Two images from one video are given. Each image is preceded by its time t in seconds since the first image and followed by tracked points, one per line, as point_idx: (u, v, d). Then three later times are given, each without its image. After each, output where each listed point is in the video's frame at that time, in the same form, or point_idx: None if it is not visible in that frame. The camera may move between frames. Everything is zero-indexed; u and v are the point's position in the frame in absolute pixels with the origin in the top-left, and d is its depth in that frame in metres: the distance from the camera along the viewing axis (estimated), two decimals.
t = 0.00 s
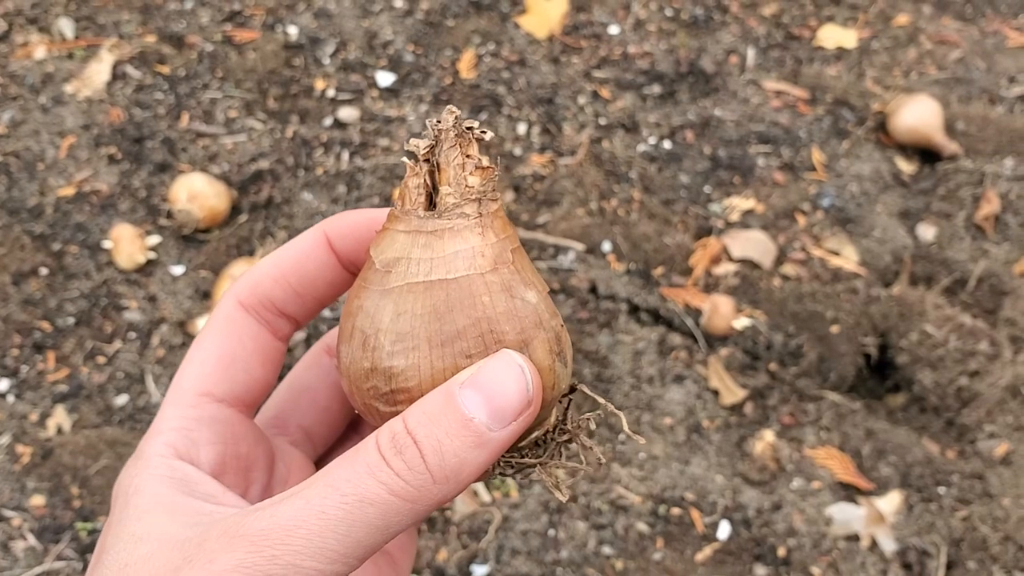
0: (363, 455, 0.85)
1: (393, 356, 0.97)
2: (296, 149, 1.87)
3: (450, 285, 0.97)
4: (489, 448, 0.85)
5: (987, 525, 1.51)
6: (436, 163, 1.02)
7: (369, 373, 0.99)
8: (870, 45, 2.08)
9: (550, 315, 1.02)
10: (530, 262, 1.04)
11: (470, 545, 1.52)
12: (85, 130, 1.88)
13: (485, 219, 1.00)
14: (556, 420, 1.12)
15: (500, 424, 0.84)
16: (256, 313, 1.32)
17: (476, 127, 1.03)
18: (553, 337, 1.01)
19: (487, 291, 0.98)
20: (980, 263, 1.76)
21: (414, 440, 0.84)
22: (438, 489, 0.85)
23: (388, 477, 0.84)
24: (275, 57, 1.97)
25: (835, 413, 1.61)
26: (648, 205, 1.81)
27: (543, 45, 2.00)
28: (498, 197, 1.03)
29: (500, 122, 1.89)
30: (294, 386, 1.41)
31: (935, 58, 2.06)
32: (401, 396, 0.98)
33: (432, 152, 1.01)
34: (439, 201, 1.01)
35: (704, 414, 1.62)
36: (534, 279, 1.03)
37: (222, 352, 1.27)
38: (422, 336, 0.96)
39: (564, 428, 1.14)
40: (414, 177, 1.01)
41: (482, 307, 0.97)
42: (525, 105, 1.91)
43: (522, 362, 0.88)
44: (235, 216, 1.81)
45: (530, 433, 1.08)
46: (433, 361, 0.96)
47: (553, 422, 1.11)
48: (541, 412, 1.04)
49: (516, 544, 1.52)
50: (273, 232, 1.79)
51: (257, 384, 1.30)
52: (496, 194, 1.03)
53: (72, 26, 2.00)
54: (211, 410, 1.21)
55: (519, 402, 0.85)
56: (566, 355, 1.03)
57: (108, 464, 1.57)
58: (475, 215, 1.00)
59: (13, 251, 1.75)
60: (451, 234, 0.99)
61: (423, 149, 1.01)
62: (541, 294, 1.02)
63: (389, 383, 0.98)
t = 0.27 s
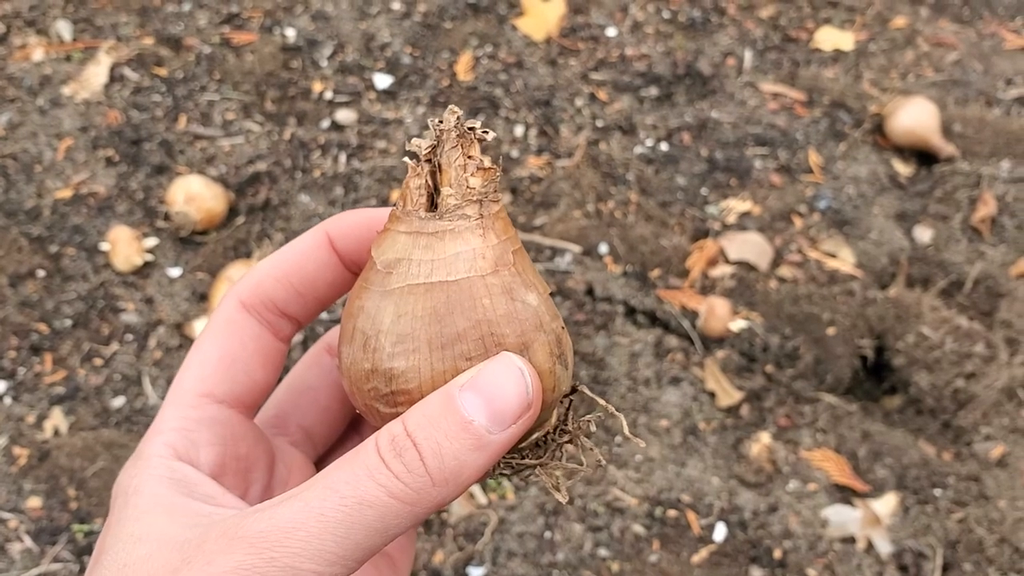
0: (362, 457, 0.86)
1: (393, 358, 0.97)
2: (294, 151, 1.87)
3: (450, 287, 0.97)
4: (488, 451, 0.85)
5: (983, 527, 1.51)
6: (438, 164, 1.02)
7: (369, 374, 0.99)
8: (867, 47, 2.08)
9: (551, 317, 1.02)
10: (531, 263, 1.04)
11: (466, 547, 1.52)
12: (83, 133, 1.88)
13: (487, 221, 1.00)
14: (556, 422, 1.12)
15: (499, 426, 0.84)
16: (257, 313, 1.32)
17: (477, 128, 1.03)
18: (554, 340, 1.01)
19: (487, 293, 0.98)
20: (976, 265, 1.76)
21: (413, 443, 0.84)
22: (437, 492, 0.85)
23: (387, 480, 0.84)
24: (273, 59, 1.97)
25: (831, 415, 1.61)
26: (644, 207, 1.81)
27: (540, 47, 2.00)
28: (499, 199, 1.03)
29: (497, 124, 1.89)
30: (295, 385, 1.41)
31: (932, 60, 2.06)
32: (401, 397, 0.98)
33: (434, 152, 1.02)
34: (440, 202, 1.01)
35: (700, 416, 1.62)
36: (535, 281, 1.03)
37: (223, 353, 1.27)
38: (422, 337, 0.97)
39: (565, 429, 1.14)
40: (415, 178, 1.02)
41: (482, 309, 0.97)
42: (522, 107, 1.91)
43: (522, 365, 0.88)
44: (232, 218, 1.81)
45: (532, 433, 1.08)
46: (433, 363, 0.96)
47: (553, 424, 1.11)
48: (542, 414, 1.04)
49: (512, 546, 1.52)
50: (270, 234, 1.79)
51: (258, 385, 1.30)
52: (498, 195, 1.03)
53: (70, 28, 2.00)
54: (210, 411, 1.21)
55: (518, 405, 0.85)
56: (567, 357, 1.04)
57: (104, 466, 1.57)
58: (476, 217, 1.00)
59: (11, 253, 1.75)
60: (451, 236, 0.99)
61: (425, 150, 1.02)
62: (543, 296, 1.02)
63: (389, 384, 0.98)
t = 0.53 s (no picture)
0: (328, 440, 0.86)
1: (393, 328, 0.98)
2: (291, 151, 1.87)
3: (442, 257, 0.97)
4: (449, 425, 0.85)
5: (980, 528, 1.51)
6: (443, 134, 1.01)
7: (375, 344, 1.01)
8: (865, 48, 2.08)
9: (551, 288, 0.99)
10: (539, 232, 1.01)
11: (462, 548, 1.52)
12: (81, 133, 1.88)
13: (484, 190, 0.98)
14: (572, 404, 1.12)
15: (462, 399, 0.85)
16: (293, 324, 1.29)
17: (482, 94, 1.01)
18: (552, 311, 0.99)
19: (477, 263, 0.96)
20: (974, 266, 1.76)
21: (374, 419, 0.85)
22: (397, 470, 0.85)
23: (345, 460, 0.84)
24: (271, 60, 1.97)
25: (828, 416, 1.61)
26: (642, 207, 1.81)
27: (538, 48, 2.00)
28: (503, 166, 1.01)
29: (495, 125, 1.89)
30: (327, 392, 1.38)
31: (930, 61, 2.06)
32: (402, 367, 0.99)
33: (438, 123, 1.00)
34: (441, 171, 1.00)
35: (697, 417, 1.62)
36: (536, 250, 1.00)
37: (248, 360, 1.26)
38: (416, 309, 0.97)
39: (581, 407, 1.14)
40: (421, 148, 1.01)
41: (471, 280, 0.96)
42: (520, 108, 1.91)
43: (478, 335, 0.87)
44: (229, 219, 1.81)
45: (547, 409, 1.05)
46: (425, 333, 0.97)
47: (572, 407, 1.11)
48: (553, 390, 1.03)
49: (508, 547, 1.51)
50: (267, 235, 1.79)
51: (283, 394, 1.28)
52: (504, 162, 1.01)
53: (68, 29, 2.00)
54: (226, 419, 1.22)
55: (474, 379, 0.85)
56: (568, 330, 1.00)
57: (101, 466, 1.57)
58: (475, 185, 0.99)
59: (8, 253, 1.75)
60: (449, 206, 0.97)
61: (429, 120, 1.00)
62: (543, 267, 0.99)
63: (391, 354, 0.99)
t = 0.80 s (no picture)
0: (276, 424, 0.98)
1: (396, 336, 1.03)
2: (289, 153, 1.87)
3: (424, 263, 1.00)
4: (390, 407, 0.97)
5: (978, 530, 1.51)
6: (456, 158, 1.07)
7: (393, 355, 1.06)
8: (864, 49, 2.08)
9: (510, 278, 0.94)
10: (522, 229, 0.98)
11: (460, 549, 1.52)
12: (79, 135, 1.88)
13: (463, 194, 1.01)
14: (579, 394, 0.93)
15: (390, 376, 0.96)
16: (354, 351, 1.34)
17: (484, 114, 1.07)
18: (508, 300, 0.93)
19: (442, 260, 0.97)
20: (972, 267, 1.76)
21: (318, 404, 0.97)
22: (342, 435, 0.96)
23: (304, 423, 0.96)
24: (269, 61, 1.97)
25: (826, 418, 1.60)
26: (640, 209, 1.81)
27: (537, 49, 2.00)
28: (497, 170, 1.02)
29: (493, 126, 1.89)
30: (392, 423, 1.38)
31: (929, 62, 2.06)
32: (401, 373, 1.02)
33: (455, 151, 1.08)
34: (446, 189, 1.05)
35: (695, 419, 1.61)
36: (505, 241, 0.96)
37: (307, 382, 1.32)
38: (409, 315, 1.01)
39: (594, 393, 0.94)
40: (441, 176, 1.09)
41: (433, 278, 0.97)
42: (518, 109, 1.91)
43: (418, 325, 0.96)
44: (227, 220, 1.81)
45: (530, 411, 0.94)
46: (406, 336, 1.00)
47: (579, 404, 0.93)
48: (531, 384, 0.92)
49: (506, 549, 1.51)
50: (265, 236, 1.79)
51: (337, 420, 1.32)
52: (494, 170, 1.02)
53: (67, 30, 2.00)
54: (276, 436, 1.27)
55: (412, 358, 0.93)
56: (523, 319, 0.92)
57: (98, 468, 1.57)
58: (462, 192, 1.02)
59: (6, 255, 1.75)
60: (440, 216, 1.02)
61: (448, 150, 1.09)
62: (509, 260, 0.95)
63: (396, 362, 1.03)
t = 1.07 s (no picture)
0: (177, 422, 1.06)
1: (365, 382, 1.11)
2: (290, 152, 1.87)
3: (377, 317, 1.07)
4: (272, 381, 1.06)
5: (981, 529, 1.51)
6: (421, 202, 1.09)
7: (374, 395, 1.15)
8: (865, 48, 2.08)
9: (415, 345, 0.96)
10: (444, 288, 0.99)
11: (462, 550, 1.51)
12: (78, 134, 1.88)
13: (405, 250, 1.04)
14: (489, 462, 0.95)
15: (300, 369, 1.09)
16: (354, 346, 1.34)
17: (428, 151, 1.06)
18: (407, 371, 0.96)
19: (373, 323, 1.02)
20: (974, 267, 1.76)
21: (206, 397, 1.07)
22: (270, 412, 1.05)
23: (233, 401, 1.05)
24: (269, 61, 1.96)
25: (829, 417, 1.60)
26: (642, 208, 1.80)
27: (538, 48, 2.00)
28: (433, 224, 1.03)
29: (494, 126, 1.88)
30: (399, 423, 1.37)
31: (930, 61, 2.06)
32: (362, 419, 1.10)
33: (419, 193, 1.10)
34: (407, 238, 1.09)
35: (697, 419, 1.61)
36: (421, 306, 0.98)
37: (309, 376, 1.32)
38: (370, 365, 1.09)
39: (507, 457, 0.95)
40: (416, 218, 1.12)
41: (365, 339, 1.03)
42: (519, 109, 1.91)
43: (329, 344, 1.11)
44: (228, 220, 1.80)
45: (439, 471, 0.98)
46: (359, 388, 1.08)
47: (478, 476, 0.96)
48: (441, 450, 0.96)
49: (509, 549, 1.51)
50: (266, 236, 1.78)
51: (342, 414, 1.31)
52: (430, 218, 1.04)
53: (66, 29, 1.99)
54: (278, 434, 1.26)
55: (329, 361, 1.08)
56: (422, 392, 0.95)
57: (99, 469, 1.56)
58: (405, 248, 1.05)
59: (5, 255, 1.75)
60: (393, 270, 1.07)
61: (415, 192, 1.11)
62: (421, 323, 0.97)
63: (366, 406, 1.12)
